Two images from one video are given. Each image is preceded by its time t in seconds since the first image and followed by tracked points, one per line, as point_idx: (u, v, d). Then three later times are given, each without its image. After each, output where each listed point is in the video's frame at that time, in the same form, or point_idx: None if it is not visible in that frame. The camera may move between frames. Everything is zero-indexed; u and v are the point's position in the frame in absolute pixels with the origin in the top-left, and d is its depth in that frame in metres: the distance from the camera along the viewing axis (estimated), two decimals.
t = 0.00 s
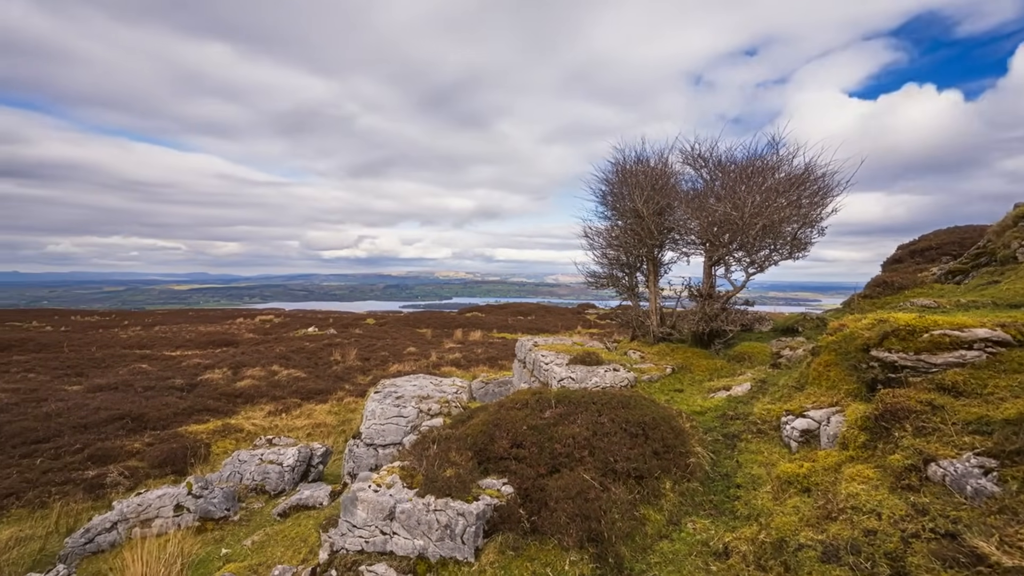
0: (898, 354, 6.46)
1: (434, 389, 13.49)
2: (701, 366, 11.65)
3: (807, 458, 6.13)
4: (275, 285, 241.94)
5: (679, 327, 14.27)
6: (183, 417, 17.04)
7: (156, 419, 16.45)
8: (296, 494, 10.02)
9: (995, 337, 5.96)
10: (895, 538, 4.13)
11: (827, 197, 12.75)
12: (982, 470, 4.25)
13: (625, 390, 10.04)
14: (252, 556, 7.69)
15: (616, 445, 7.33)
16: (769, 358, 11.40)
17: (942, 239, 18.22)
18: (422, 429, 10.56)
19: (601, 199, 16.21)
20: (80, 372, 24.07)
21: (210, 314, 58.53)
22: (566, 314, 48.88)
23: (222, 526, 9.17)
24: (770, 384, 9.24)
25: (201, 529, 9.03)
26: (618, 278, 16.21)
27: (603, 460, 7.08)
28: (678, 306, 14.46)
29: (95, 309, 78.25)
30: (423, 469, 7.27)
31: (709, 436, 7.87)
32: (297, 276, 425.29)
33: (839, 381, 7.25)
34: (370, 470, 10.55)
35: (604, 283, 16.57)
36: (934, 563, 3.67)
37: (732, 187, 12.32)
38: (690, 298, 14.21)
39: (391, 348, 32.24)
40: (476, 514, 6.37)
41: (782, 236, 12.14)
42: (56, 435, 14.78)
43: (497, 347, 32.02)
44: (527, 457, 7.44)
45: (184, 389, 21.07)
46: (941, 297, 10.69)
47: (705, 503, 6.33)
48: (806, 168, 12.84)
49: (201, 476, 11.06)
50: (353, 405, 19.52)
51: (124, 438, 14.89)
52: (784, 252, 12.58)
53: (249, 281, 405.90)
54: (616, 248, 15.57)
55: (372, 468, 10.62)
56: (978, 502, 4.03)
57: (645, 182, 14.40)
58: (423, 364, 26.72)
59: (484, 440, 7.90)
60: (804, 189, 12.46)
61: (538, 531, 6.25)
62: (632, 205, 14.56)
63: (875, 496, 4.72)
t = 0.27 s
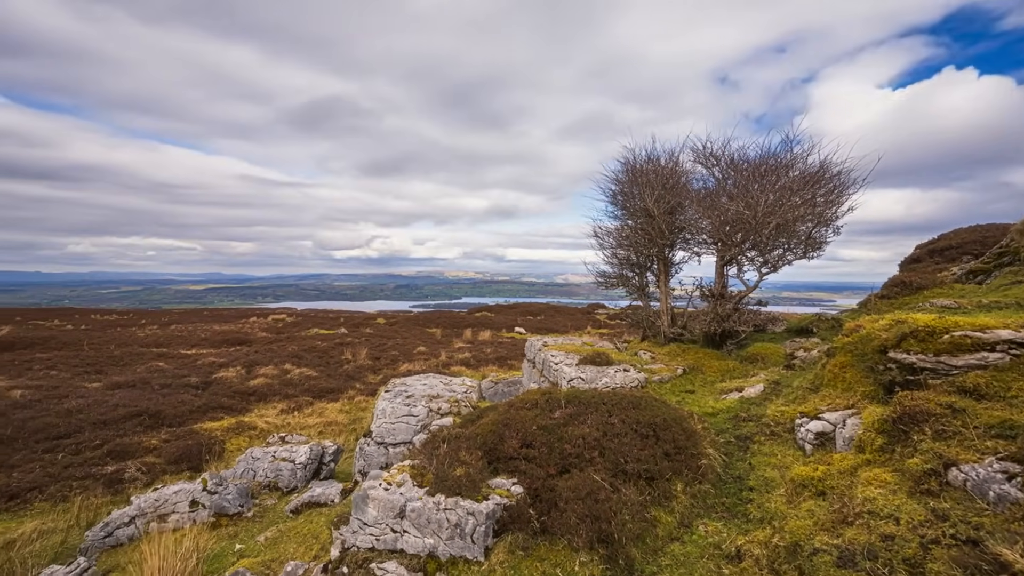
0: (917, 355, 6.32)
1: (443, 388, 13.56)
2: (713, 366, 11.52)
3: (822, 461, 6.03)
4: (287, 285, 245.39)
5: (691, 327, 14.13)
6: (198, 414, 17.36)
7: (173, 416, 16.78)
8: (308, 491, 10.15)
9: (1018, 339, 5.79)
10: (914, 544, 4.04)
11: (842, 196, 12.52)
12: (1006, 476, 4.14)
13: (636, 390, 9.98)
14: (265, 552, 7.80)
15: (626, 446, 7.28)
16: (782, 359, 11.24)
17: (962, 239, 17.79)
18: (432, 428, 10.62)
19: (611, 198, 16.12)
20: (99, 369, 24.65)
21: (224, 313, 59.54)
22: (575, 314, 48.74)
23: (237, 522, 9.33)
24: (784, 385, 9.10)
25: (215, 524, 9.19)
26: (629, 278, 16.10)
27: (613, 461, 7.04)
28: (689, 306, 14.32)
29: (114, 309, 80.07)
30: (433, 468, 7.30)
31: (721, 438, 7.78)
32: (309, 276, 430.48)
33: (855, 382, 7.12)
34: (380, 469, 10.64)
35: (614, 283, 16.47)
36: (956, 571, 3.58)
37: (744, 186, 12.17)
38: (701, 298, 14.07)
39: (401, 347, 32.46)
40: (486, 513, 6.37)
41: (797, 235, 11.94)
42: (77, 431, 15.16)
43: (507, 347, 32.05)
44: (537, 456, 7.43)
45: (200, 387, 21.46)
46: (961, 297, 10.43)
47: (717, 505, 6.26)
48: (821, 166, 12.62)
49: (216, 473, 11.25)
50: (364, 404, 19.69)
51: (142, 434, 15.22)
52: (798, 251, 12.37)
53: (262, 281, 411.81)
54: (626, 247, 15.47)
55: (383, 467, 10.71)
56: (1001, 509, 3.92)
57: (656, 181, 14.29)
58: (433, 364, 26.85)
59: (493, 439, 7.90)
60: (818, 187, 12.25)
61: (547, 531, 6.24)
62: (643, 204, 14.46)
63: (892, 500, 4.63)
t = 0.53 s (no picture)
0: (937, 357, 6.18)
1: (453, 388, 13.61)
2: (725, 367, 11.39)
3: (837, 464, 5.93)
4: (299, 284, 248.36)
5: (702, 328, 13.99)
6: (212, 411, 17.66)
7: (188, 413, 17.10)
8: (320, 489, 10.26)
9: None
10: (933, 550, 3.95)
11: (858, 194, 12.28)
12: None
13: (646, 391, 9.91)
14: (278, 548, 7.91)
15: (636, 447, 7.23)
16: (796, 360, 11.08)
17: (984, 237, 17.33)
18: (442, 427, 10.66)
19: (621, 197, 16.02)
20: (117, 367, 25.21)
21: (237, 312, 60.48)
22: (585, 314, 48.58)
23: (250, 518, 9.47)
24: (798, 387, 8.96)
25: (229, 520, 9.34)
26: (639, 278, 16.00)
27: (623, 462, 6.99)
28: (700, 306, 14.18)
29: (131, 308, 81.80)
30: (443, 467, 7.34)
31: (733, 440, 7.69)
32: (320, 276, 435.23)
33: (871, 384, 6.99)
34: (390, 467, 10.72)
35: (624, 283, 16.38)
36: None
37: (757, 184, 12.01)
38: (713, 298, 13.92)
39: (411, 347, 32.66)
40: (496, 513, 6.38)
41: (811, 234, 11.75)
42: (96, 427, 15.52)
43: (516, 347, 32.07)
44: (546, 457, 7.42)
45: (214, 385, 21.83)
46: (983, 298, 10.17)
47: (729, 508, 6.19)
48: (836, 164, 12.40)
49: (230, 469, 11.44)
50: (374, 403, 19.85)
51: (158, 431, 15.52)
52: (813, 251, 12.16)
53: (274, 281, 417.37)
54: (636, 247, 15.37)
55: (393, 465, 10.79)
56: None
57: (667, 180, 14.17)
58: (443, 363, 26.98)
59: (503, 439, 7.91)
60: (833, 186, 12.03)
61: (557, 532, 6.23)
62: (653, 204, 14.35)
63: (911, 505, 4.53)
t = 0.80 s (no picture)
0: (957, 359, 6.03)
1: (462, 387, 13.65)
2: (737, 368, 11.26)
3: (853, 467, 5.83)
4: (310, 284, 251.17)
5: (714, 328, 13.84)
6: (226, 409, 17.94)
7: (203, 411, 17.40)
8: (330, 486, 10.36)
9: None
10: (954, 556, 3.86)
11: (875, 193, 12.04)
12: None
13: (657, 392, 9.83)
14: (290, 544, 8.02)
15: (646, 448, 7.17)
16: (810, 361, 10.90)
17: (1006, 237, 16.87)
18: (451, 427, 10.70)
19: (631, 197, 15.91)
20: (134, 365, 25.75)
21: (249, 311, 61.35)
22: (594, 314, 48.37)
23: (263, 515, 9.61)
24: (812, 389, 8.81)
25: (243, 516, 9.49)
26: (649, 277, 15.88)
27: (633, 463, 6.95)
28: (712, 307, 14.03)
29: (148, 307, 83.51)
30: (453, 466, 7.36)
31: (745, 441, 7.59)
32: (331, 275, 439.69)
33: (888, 386, 6.85)
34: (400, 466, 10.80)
35: (634, 283, 16.27)
36: None
37: (770, 183, 11.84)
38: (724, 298, 13.77)
39: (420, 346, 32.83)
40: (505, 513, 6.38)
41: (825, 233, 11.55)
42: (114, 423, 15.88)
43: (525, 347, 32.05)
44: (556, 457, 7.40)
45: (227, 383, 22.18)
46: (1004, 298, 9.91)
47: (741, 511, 6.12)
48: (852, 162, 12.18)
49: (244, 466, 11.62)
50: (384, 402, 20.00)
51: (174, 428, 15.83)
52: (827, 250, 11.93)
53: (286, 280, 422.63)
54: (646, 247, 15.25)
55: (403, 464, 10.86)
56: None
57: (677, 179, 14.04)
58: (452, 362, 27.09)
59: (512, 439, 7.91)
60: (849, 184, 11.82)
61: (567, 532, 6.22)
62: (664, 203, 14.23)
63: (929, 510, 4.44)
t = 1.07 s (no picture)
0: (978, 361, 5.88)
1: (472, 387, 13.68)
2: (749, 369, 11.12)
3: (869, 471, 5.72)
4: (321, 284, 253.84)
5: (725, 329, 13.69)
6: (239, 407, 18.22)
7: (216, 408, 17.69)
8: (341, 484, 10.46)
9: None
10: (974, 563, 3.77)
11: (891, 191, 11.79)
12: None
13: (667, 393, 9.74)
14: (302, 541, 8.11)
15: (657, 449, 7.11)
16: (824, 363, 10.73)
17: None
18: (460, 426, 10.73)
19: (641, 196, 15.80)
20: (151, 363, 26.28)
21: (261, 311, 62.23)
22: (604, 314, 48.15)
23: (275, 511, 9.74)
24: (827, 390, 8.67)
25: (256, 512, 9.63)
26: (659, 277, 15.77)
27: (643, 465, 6.89)
28: (723, 307, 13.88)
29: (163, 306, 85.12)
30: (462, 465, 7.38)
31: (757, 444, 7.49)
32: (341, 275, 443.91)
33: (906, 388, 6.71)
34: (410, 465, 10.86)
35: (644, 283, 16.17)
36: None
37: (783, 181, 11.68)
38: (736, 298, 13.61)
39: (430, 346, 32.99)
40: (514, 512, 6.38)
41: (840, 232, 11.34)
42: (131, 420, 16.22)
43: (534, 347, 32.02)
44: (565, 457, 7.38)
45: (240, 381, 22.52)
46: None
47: (754, 514, 6.04)
48: (868, 160, 11.95)
49: (256, 463, 11.79)
50: (394, 401, 20.13)
51: (189, 425, 16.12)
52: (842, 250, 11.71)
53: (298, 280, 427.94)
54: (656, 246, 15.14)
55: (413, 463, 10.92)
56: None
57: (688, 178, 13.92)
58: (461, 362, 27.17)
59: (522, 439, 7.91)
60: (865, 182, 11.60)
61: (576, 533, 6.20)
62: (674, 202, 14.10)
63: (949, 515, 4.34)
